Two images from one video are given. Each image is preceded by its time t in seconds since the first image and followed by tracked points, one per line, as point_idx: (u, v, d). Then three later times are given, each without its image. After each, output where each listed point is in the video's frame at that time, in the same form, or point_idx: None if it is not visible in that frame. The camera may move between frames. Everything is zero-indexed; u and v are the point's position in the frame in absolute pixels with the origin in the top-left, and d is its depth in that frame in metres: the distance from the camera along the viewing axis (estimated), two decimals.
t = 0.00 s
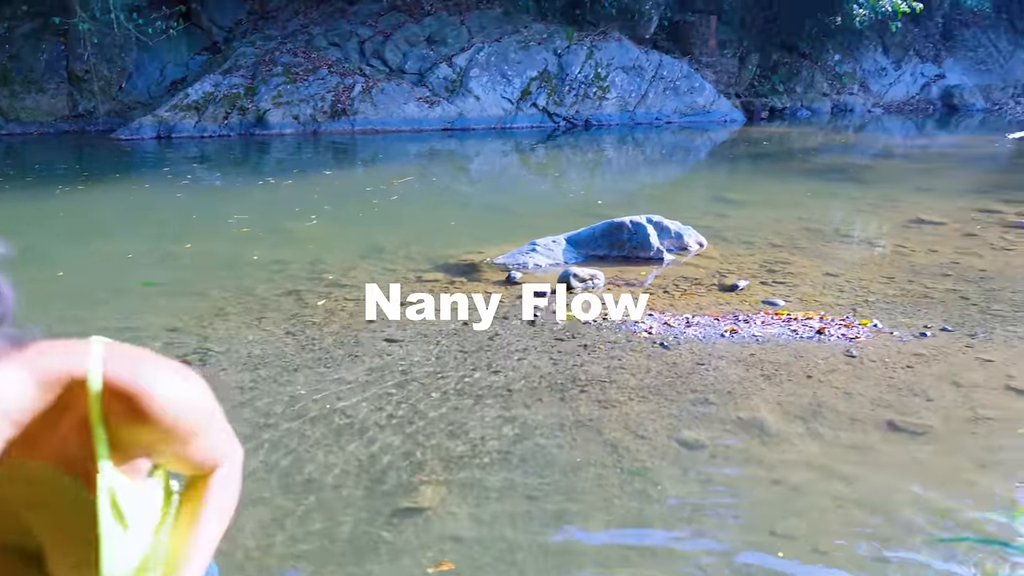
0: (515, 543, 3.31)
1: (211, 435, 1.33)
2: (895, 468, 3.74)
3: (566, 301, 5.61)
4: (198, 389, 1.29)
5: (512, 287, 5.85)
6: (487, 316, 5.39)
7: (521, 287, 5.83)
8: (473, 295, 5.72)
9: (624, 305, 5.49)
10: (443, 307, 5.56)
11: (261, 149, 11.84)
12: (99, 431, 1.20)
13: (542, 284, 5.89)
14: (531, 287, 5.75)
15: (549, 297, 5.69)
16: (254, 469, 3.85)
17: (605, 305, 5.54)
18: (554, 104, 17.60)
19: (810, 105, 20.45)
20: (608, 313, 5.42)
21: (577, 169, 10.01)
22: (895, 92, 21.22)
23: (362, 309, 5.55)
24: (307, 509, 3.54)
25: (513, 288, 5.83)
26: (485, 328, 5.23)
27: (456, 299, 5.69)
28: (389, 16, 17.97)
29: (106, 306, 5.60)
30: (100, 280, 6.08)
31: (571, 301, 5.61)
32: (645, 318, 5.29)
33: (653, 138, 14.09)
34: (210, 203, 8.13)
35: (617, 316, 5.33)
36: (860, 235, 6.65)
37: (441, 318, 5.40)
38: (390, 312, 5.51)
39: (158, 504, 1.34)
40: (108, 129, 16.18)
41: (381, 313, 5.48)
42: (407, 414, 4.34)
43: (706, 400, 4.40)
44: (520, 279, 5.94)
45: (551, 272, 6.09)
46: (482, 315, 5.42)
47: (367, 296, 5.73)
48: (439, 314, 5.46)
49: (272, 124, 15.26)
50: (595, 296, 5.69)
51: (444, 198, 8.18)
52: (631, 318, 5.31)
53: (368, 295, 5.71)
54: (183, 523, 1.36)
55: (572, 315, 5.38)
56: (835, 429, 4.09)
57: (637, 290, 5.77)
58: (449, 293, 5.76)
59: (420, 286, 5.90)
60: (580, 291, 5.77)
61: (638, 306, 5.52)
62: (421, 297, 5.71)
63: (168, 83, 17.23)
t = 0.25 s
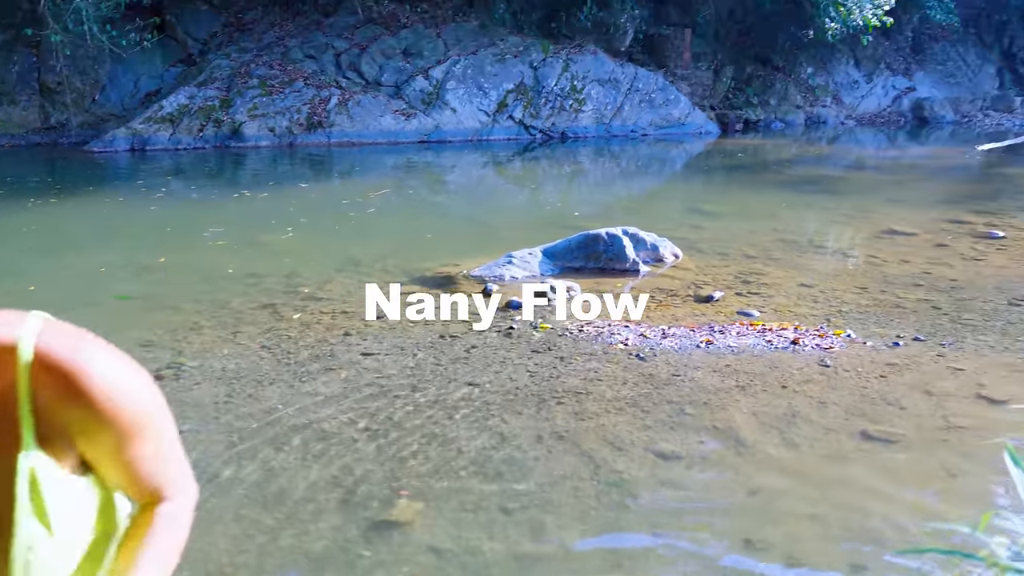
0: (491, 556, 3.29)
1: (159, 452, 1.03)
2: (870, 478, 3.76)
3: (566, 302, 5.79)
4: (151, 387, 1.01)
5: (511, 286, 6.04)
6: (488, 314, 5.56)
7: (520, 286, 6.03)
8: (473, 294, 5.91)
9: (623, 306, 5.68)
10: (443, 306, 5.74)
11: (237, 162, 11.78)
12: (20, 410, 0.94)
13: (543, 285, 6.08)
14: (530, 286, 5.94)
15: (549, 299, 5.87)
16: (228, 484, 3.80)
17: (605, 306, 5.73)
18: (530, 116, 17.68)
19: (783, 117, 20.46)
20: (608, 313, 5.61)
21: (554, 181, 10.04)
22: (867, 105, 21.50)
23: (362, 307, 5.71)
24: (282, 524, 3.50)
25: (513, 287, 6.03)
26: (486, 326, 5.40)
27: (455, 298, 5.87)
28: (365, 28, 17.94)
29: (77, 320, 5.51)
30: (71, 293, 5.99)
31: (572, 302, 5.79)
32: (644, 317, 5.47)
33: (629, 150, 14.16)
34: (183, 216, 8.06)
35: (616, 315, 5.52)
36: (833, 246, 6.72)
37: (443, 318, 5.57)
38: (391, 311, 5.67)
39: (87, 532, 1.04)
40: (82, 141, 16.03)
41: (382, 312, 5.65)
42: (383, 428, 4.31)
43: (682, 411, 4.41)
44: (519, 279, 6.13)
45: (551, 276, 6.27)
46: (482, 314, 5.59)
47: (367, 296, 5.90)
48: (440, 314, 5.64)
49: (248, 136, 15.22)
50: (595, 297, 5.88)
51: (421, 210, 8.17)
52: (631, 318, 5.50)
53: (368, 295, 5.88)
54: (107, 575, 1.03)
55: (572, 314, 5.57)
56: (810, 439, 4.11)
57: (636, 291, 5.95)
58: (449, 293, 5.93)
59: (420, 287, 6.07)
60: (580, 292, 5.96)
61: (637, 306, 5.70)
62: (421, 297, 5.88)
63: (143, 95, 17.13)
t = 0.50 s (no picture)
0: (466, 565, 3.27)
1: (94, 470, 1.23)
2: (842, 483, 3.78)
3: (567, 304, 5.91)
4: (99, 400, 1.24)
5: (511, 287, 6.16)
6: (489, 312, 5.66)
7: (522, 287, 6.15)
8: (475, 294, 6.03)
9: (624, 306, 5.78)
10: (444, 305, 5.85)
11: (211, 170, 11.70)
12: None
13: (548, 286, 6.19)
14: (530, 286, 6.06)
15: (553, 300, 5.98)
16: (200, 495, 3.75)
17: (606, 306, 5.83)
18: (506, 124, 17.63)
19: (757, 125, 20.89)
20: (608, 313, 5.71)
21: (530, 189, 10.05)
22: (840, 113, 21.73)
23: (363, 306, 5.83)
24: (255, 535, 3.46)
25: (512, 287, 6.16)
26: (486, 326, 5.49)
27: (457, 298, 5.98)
28: (341, 36, 17.91)
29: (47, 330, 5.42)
30: (41, 303, 5.90)
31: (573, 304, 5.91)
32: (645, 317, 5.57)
33: (604, 158, 14.21)
34: (156, 224, 7.97)
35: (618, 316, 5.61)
36: (806, 253, 6.78)
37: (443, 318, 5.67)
38: (391, 311, 5.77)
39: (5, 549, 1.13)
40: (53, 148, 15.85)
41: (381, 312, 5.75)
42: (357, 437, 4.28)
43: (657, 418, 4.42)
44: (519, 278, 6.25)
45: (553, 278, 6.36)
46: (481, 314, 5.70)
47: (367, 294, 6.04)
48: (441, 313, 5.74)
49: (223, 144, 15.15)
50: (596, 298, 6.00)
51: (396, 218, 8.15)
52: (630, 318, 5.60)
53: (368, 295, 5.99)
54: None
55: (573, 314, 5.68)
56: (784, 445, 4.13)
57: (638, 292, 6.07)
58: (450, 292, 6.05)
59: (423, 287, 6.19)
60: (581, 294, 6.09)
61: (637, 306, 5.81)
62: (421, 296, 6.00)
63: (116, 103, 16.98)
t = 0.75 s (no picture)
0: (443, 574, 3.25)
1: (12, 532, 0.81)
2: (817, 489, 3.80)
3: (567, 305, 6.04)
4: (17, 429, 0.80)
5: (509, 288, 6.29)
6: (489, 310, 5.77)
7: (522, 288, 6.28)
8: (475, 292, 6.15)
9: (623, 306, 5.90)
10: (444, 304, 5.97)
11: (186, 177, 11.61)
12: None
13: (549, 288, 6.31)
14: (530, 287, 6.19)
15: (553, 301, 6.10)
16: (173, 506, 3.71)
17: (606, 306, 5.96)
18: (484, 132, 17.68)
19: (733, 133, 20.83)
20: (608, 313, 5.84)
21: (507, 196, 10.05)
22: (815, 121, 21.90)
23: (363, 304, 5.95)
24: (230, 546, 3.42)
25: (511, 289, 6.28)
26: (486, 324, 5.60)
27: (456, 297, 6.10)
28: (318, 43, 17.83)
29: (20, 340, 5.35)
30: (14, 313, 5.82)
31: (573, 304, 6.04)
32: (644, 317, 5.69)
33: (582, 165, 14.24)
34: (130, 233, 7.90)
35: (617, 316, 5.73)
36: (782, 260, 6.83)
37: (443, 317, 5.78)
38: (391, 311, 5.88)
39: None
40: (26, 156, 15.68)
41: (381, 312, 5.86)
42: (332, 446, 4.26)
43: (633, 426, 4.43)
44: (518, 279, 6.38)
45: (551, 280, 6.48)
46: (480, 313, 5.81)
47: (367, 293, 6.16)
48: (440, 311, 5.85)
49: (198, 151, 15.13)
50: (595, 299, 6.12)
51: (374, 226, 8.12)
52: (630, 318, 5.72)
53: (368, 295, 6.10)
54: None
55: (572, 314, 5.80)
56: (759, 452, 4.15)
57: (637, 293, 6.19)
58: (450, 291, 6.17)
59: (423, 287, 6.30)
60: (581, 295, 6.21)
61: (637, 307, 5.92)
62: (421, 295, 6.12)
63: (90, 109, 16.82)
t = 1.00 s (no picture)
0: None
1: None
2: (787, 494, 3.83)
3: (568, 305, 6.16)
4: None
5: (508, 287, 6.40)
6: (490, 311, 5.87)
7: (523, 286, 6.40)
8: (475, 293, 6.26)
9: (623, 306, 6.02)
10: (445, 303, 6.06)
11: (157, 185, 11.49)
12: None
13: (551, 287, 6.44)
14: (530, 286, 6.31)
15: (555, 302, 6.22)
16: (142, 519, 3.64)
17: (605, 306, 6.09)
18: (457, 140, 17.70)
19: (705, 141, 20.94)
20: (608, 313, 5.97)
21: (480, 204, 10.04)
22: (785, 129, 22.14)
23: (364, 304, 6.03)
24: (199, 559, 3.38)
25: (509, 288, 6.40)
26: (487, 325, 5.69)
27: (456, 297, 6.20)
28: (290, 51, 17.75)
29: None
30: None
31: (574, 304, 6.16)
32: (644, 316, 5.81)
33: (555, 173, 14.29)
34: (99, 241, 7.79)
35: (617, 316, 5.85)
36: (753, 267, 6.88)
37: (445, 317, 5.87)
38: (391, 311, 5.96)
39: None
40: None
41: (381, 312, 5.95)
42: (304, 456, 4.22)
43: (606, 433, 4.43)
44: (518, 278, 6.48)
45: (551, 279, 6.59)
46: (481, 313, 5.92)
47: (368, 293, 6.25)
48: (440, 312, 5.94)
49: (169, 159, 15.05)
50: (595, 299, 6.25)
51: (347, 234, 8.08)
52: (630, 318, 5.84)
53: (369, 295, 6.18)
54: None
55: (573, 314, 5.91)
56: (731, 459, 4.17)
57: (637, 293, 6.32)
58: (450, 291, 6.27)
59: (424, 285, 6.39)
60: (581, 295, 6.34)
61: (636, 306, 6.04)
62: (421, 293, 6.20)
63: (58, 116, 16.58)
